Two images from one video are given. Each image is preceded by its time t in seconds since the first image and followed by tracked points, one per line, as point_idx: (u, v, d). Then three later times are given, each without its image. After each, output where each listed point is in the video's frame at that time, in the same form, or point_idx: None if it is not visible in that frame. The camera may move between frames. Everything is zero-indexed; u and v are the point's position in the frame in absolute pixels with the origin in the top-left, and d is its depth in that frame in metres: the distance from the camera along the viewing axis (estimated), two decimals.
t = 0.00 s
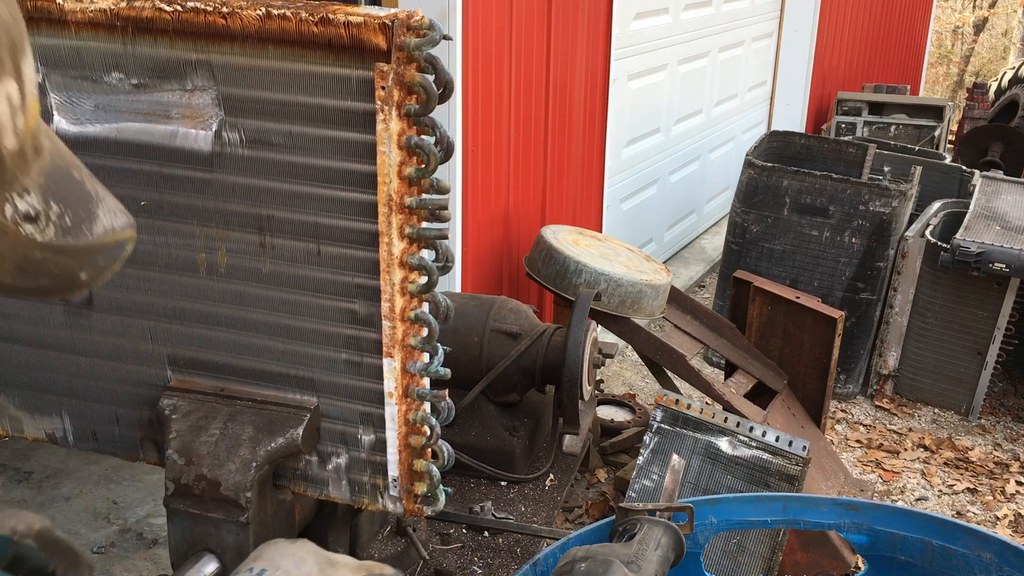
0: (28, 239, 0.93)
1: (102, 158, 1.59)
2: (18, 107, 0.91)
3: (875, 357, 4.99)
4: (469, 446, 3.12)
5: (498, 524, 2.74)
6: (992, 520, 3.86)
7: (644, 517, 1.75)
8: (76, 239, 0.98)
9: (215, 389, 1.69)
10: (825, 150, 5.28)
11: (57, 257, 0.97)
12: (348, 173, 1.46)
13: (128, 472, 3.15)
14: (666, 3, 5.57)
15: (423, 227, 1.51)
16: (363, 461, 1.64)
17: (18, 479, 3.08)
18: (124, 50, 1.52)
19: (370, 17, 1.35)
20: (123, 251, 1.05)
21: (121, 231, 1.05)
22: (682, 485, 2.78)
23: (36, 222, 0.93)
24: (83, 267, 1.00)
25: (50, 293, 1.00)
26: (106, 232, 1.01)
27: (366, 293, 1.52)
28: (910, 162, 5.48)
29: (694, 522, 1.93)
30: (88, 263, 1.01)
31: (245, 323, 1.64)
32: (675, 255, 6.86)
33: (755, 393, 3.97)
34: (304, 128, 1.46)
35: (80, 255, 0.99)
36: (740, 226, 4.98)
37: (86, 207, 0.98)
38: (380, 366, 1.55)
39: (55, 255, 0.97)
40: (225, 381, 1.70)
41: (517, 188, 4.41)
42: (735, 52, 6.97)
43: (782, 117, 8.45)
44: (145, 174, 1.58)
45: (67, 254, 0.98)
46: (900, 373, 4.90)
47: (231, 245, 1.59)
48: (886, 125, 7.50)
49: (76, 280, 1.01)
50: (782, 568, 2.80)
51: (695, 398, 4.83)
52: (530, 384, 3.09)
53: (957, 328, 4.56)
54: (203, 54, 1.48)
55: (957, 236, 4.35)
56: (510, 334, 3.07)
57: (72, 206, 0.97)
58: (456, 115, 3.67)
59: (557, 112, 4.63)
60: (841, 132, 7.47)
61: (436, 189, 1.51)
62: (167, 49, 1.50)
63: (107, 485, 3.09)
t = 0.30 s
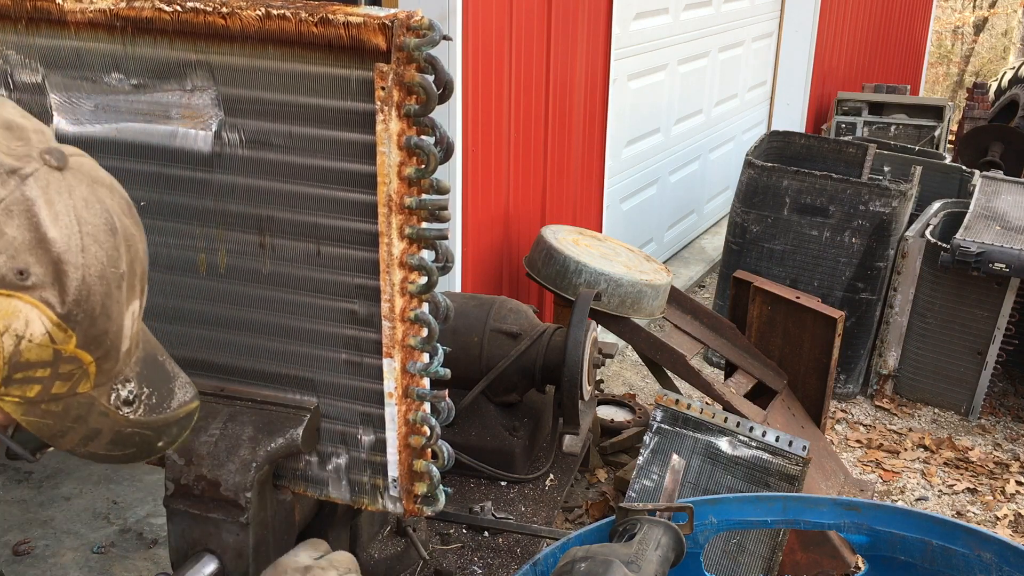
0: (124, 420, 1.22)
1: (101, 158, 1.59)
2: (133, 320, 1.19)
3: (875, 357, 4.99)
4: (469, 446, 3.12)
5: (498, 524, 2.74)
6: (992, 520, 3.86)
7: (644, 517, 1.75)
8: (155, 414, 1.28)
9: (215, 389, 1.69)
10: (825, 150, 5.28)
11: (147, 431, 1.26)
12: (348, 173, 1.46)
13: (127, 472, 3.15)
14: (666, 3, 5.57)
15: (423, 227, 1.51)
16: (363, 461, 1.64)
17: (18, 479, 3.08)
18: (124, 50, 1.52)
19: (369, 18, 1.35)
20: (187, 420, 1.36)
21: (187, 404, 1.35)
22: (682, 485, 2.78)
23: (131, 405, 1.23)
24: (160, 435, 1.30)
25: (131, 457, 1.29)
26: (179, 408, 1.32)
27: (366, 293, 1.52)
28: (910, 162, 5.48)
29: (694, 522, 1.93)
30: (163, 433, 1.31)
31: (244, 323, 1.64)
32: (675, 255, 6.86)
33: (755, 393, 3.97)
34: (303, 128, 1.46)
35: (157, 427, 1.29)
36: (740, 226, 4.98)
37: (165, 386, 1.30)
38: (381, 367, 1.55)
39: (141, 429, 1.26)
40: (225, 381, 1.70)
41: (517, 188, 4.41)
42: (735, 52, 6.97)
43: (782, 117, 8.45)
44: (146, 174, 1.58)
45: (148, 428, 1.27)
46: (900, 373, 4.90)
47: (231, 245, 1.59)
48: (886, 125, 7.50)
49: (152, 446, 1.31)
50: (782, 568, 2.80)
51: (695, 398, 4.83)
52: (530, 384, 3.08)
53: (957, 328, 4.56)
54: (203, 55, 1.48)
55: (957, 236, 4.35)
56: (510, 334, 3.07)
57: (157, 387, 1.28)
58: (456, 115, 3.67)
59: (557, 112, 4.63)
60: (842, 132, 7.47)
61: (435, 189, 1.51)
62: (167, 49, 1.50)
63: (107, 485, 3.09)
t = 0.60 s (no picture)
0: (46, 269, 1.10)
1: (102, 158, 1.60)
2: (16, 155, 1.04)
3: (875, 357, 4.99)
4: (469, 446, 3.12)
5: (498, 524, 2.74)
6: (992, 520, 3.86)
7: (644, 517, 1.75)
8: (83, 260, 1.14)
9: (216, 389, 1.69)
10: (825, 150, 5.28)
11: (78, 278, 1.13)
12: (348, 173, 1.46)
13: (127, 472, 3.15)
14: (666, 3, 5.57)
15: (423, 227, 1.51)
16: (363, 461, 1.64)
17: (18, 479, 3.08)
18: (123, 50, 1.52)
19: (369, 18, 1.35)
20: (125, 268, 1.21)
21: (123, 251, 1.21)
22: (682, 485, 2.78)
23: (50, 254, 1.10)
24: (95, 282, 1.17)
25: (73, 308, 1.16)
26: (111, 255, 1.18)
27: (366, 293, 1.52)
28: (910, 162, 5.48)
29: (694, 522, 1.93)
30: (100, 280, 1.17)
31: (245, 323, 1.64)
32: (675, 255, 6.86)
33: (755, 393, 3.97)
34: (304, 127, 1.46)
35: (89, 275, 1.16)
36: (740, 226, 4.98)
37: (89, 235, 1.16)
38: (381, 366, 1.55)
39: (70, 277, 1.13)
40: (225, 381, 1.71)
41: (517, 188, 4.41)
42: (735, 52, 6.97)
43: (782, 117, 8.45)
44: (146, 174, 1.58)
45: (79, 275, 1.14)
46: (900, 373, 4.90)
47: (231, 245, 1.59)
48: (887, 125, 7.50)
49: (93, 295, 1.17)
50: (782, 568, 2.80)
51: (695, 398, 4.83)
52: (530, 384, 3.09)
53: (957, 328, 4.56)
54: (203, 54, 1.48)
55: (957, 236, 4.35)
56: (510, 334, 3.07)
57: (78, 235, 1.14)
58: (456, 115, 3.67)
59: (557, 112, 4.63)
60: (842, 132, 7.47)
61: (435, 189, 1.51)
62: (167, 49, 1.50)
63: (107, 485, 3.09)
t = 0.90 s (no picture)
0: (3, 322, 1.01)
1: (101, 158, 1.60)
2: None
3: (875, 357, 4.99)
4: (469, 446, 3.12)
5: (498, 525, 2.74)
6: (992, 520, 3.86)
7: (643, 517, 1.75)
8: (41, 312, 1.04)
9: (215, 389, 1.69)
10: (825, 150, 5.28)
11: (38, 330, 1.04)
12: (348, 173, 1.46)
13: (127, 472, 3.15)
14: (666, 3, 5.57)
15: (423, 227, 1.51)
16: (363, 461, 1.64)
17: (18, 479, 3.08)
18: (123, 50, 1.52)
19: (369, 18, 1.35)
20: (86, 317, 1.11)
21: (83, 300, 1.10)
22: (681, 485, 2.78)
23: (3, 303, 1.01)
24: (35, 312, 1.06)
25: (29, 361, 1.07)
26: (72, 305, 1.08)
27: (366, 293, 1.52)
28: (910, 162, 5.48)
29: (694, 522, 1.93)
30: (59, 330, 1.07)
31: (244, 323, 1.64)
32: (675, 255, 6.86)
33: (755, 393, 3.97)
34: (304, 128, 1.46)
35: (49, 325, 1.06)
36: (740, 226, 4.98)
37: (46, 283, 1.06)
38: (380, 366, 1.55)
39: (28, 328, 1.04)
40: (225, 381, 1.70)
41: (517, 188, 4.41)
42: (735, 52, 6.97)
43: (782, 117, 8.45)
44: (145, 174, 1.58)
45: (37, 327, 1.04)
46: (900, 373, 4.90)
47: (231, 245, 1.59)
48: (887, 125, 7.50)
49: (51, 346, 1.07)
50: (782, 568, 2.80)
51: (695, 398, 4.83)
52: (530, 384, 3.09)
53: (957, 328, 4.56)
54: (203, 55, 1.48)
55: (957, 236, 4.35)
56: (510, 334, 3.07)
57: (35, 286, 1.04)
58: (456, 115, 3.67)
59: (557, 111, 4.63)
60: (842, 132, 7.47)
61: (435, 189, 1.51)
62: (166, 49, 1.50)
63: (107, 485, 3.09)
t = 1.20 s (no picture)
0: None
1: (101, 158, 1.60)
2: None
3: (874, 357, 4.99)
4: (469, 446, 3.13)
5: (498, 524, 2.74)
6: (992, 520, 3.86)
7: (644, 517, 1.75)
8: None
9: (216, 388, 1.69)
10: (825, 150, 5.28)
11: None
12: (349, 173, 1.46)
13: (128, 472, 3.15)
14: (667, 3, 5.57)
15: (423, 227, 1.51)
16: (363, 461, 1.64)
17: (18, 479, 3.08)
18: (123, 50, 1.52)
19: (369, 17, 1.35)
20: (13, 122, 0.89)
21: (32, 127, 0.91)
22: (681, 485, 2.78)
23: None
24: None
25: None
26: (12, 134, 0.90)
27: (366, 293, 1.52)
28: (909, 162, 5.49)
29: (694, 522, 1.93)
30: None
31: (245, 323, 1.64)
32: (675, 255, 6.86)
33: (755, 393, 3.97)
34: (304, 128, 1.46)
35: None
36: (740, 226, 4.98)
37: None
38: (381, 366, 1.55)
39: None
40: (225, 381, 1.71)
41: (517, 188, 4.41)
42: (735, 52, 6.97)
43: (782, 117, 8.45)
44: (145, 173, 1.58)
45: None
46: (900, 373, 4.90)
47: (231, 245, 1.59)
48: (887, 125, 7.50)
49: None
50: (782, 568, 2.80)
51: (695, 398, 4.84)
52: (530, 384, 3.09)
53: (957, 328, 4.56)
54: (203, 55, 1.48)
55: (957, 236, 4.35)
56: (510, 334, 3.07)
57: None
58: (456, 115, 3.67)
59: (557, 111, 4.63)
60: (841, 132, 7.47)
61: (436, 189, 1.51)
62: (167, 49, 1.50)
63: (107, 485, 3.09)
